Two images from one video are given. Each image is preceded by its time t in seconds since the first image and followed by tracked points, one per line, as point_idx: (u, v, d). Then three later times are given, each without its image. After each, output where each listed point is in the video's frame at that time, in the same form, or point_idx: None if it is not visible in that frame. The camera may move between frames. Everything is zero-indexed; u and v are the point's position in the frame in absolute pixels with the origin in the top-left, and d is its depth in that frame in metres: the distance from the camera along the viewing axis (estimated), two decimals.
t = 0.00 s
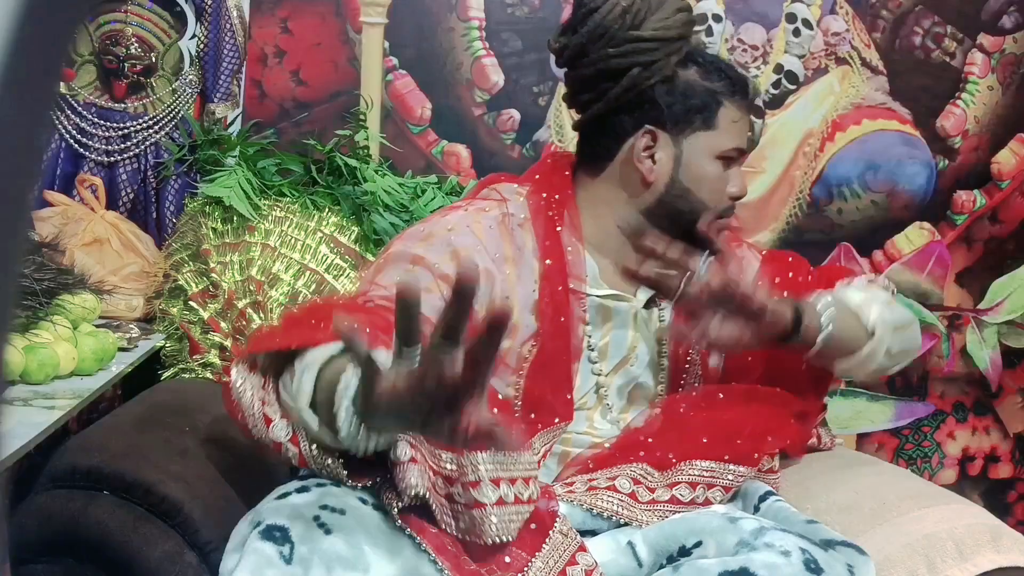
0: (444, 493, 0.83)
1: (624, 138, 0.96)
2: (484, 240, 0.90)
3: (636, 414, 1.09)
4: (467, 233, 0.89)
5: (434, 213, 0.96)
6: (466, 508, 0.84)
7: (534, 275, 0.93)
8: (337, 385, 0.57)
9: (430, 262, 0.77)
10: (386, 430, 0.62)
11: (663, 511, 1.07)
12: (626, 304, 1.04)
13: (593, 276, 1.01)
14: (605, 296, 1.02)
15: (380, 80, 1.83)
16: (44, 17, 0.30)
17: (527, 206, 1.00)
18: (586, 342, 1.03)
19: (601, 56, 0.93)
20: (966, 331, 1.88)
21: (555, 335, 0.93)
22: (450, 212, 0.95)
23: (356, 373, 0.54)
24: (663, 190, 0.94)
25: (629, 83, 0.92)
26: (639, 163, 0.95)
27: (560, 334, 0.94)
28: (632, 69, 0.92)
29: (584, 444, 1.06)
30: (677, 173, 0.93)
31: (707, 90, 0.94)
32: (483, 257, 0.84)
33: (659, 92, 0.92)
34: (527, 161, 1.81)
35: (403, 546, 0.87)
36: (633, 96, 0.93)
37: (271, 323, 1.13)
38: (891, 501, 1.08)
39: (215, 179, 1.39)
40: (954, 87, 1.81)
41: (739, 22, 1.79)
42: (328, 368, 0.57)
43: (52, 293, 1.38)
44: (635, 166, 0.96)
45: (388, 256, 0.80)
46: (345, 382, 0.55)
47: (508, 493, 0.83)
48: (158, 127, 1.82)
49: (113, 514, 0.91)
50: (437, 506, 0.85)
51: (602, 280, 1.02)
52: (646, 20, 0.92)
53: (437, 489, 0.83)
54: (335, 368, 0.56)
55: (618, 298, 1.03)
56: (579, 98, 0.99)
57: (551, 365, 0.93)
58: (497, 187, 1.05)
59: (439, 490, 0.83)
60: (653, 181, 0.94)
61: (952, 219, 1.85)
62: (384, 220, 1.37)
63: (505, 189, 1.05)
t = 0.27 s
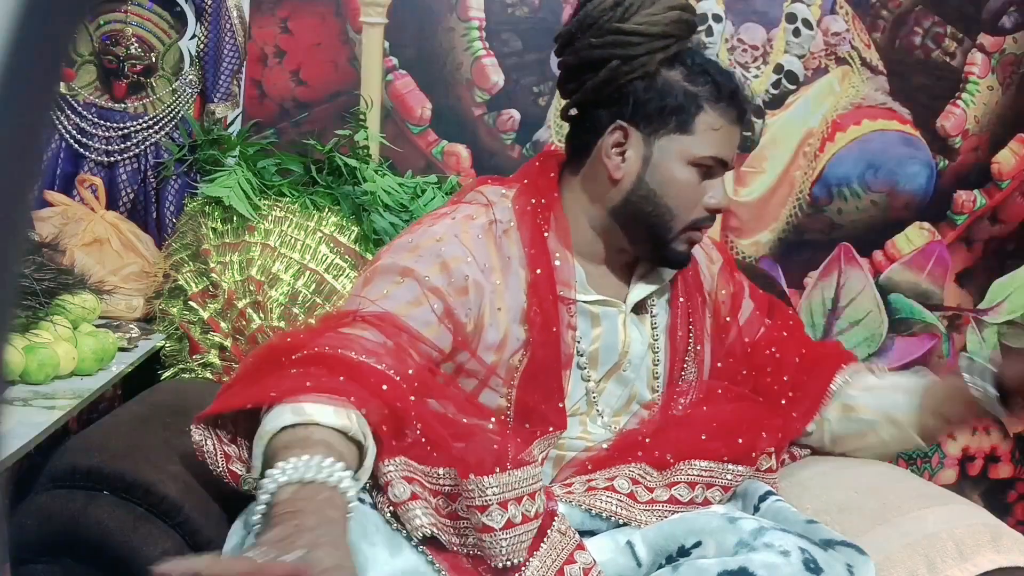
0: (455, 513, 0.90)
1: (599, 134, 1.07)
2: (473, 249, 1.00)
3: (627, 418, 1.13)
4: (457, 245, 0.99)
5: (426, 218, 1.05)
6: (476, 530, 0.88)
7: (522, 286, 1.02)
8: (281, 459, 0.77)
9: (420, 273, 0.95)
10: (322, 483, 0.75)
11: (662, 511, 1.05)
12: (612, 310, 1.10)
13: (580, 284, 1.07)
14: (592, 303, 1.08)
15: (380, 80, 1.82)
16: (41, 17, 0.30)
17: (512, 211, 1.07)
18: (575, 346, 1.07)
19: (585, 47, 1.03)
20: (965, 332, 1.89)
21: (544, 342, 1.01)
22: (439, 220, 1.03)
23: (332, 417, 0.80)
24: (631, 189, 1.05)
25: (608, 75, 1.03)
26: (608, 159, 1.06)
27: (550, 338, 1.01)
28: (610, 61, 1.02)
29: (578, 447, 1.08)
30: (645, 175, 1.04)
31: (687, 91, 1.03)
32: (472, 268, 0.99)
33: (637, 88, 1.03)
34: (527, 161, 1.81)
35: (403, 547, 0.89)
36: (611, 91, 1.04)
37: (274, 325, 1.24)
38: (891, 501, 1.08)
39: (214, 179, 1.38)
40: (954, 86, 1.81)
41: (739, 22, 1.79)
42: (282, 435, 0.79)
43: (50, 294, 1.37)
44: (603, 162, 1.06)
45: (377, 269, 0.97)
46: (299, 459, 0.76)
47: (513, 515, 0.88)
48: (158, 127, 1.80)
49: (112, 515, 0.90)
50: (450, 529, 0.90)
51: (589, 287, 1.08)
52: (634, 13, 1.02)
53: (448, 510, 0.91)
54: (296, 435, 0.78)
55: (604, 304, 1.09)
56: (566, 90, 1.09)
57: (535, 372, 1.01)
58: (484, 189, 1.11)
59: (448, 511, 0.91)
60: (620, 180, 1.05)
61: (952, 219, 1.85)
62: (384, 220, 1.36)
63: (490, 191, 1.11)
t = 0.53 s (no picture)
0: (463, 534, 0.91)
1: (604, 137, 1.07)
2: (479, 250, 1.00)
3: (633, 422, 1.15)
4: (464, 245, 0.99)
5: (432, 217, 1.05)
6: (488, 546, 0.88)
7: (526, 291, 1.02)
8: (263, 489, 0.75)
9: (426, 274, 0.95)
10: (291, 524, 0.73)
11: (663, 512, 1.06)
12: (620, 315, 1.10)
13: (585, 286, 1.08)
14: (598, 307, 1.08)
15: (379, 80, 1.82)
16: (42, 17, 0.30)
17: (519, 213, 1.07)
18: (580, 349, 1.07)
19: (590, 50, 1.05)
20: (965, 332, 1.89)
21: (546, 348, 1.01)
22: (446, 220, 1.03)
23: (324, 444, 0.77)
24: (635, 193, 1.05)
25: (612, 77, 1.03)
26: (612, 162, 1.06)
27: (552, 343, 1.01)
28: (615, 63, 1.03)
29: (581, 449, 1.10)
30: (648, 179, 1.04)
31: (693, 95, 1.02)
32: (478, 270, 0.99)
33: (639, 92, 1.03)
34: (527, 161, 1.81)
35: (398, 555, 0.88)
36: (616, 93, 1.04)
37: (275, 324, 1.25)
38: (891, 502, 1.07)
39: (214, 179, 1.38)
40: (954, 87, 1.81)
41: (739, 22, 1.79)
42: (269, 460, 0.77)
43: (49, 294, 1.37)
44: (607, 166, 1.06)
45: (385, 268, 0.96)
46: (274, 496, 0.74)
47: (525, 527, 0.88)
48: (158, 127, 1.80)
49: (112, 515, 0.90)
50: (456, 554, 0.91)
51: (595, 291, 1.09)
52: (641, 16, 1.03)
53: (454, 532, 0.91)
54: (283, 462, 0.76)
55: (611, 309, 1.09)
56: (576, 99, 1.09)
57: (537, 378, 1.02)
58: (492, 188, 1.12)
59: (455, 535, 0.91)
60: (624, 183, 1.06)
61: (952, 219, 1.85)
62: (384, 220, 1.36)
63: (498, 191, 1.11)
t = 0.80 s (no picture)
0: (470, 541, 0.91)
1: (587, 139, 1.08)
2: (487, 245, 1.01)
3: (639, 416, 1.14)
4: (472, 240, 0.99)
5: (437, 212, 1.04)
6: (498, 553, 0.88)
7: (533, 286, 1.02)
8: (279, 494, 0.75)
9: (436, 269, 0.95)
10: (299, 536, 0.73)
11: (663, 512, 1.06)
12: (625, 308, 1.09)
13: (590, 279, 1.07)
14: (603, 299, 1.07)
15: (379, 79, 1.82)
16: (41, 18, 0.30)
17: (524, 209, 1.07)
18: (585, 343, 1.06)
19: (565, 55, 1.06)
20: (965, 332, 1.89)
21: (553, 342, 1.01)
22: (453, 215, 1.03)
23: (343, 453, 0.77)
24: (623, 188, 1.06)
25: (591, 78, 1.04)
26: (596, 161, 1.07)
27: (559, 336, 1.02)
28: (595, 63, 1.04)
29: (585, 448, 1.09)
30: (634, 173, 1.05)
31: (668, 86, 1.03)
32: (488, 264, 0.99)
33: (618, 90, 1.04)
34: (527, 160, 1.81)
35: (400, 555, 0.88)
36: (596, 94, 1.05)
37: (274, 324, 1.24)
38: (891, 502, 1.08)
39: (214, 179, 1.38)
40: (954, 86, 1.81)
41: (739, 22, 1.79)
42: (287, 462, 0.77)
43: (49, 294, 1.37)
44: (592, 167, 1.08)
45: (395, 264, 0.96)
46: (287, 505, 0.74)
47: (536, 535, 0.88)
48: (158, 127, 1.80)
49: (112, 515, 0.90)
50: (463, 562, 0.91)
51: (600, 284, 1.09)
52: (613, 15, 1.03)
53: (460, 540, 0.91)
54: (302, 468, 0.76)
55: (615, 302, 1.08)
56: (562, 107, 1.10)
57: (546, 372, 1.01)
58: (497, 185, 1.12)
59: (461, 544, 0.91)
60: (610, 180, 1.06)
61: (952, 219, 1.85)
62: (384, 220, 1.36)
63: (500, 186, 1.12)
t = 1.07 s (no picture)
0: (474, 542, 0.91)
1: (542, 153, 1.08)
2: (476, 243, 1.02)
3: (629, 411, 1.13)
4: (460, 238, 1.01)
5: (427, 213, 1.06)
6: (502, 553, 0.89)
7: (515, 277, 1.04)
8: (304, 483, 0.75)
9: (430, 266, 0.96)
10: (323, 525, 0.74)
11: (663, 512, 1.06)
12: (610, 302, 1.09)
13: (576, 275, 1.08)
14: (588, 293, 1.08)
15: (379, 79, 1.82)
16: (41, 18, 0.30)
17: (508, 208, 1.08)
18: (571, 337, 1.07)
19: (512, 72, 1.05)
20: (965, 332, 1.89)
21: (540, 334, 1.02)
22: (441, 215, 1.04)
23: (366, 448, 0.78)
24: (580, 196, 1.05)
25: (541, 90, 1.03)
26: (553, 173, 1.07)
27: (545, 328, 1.02)
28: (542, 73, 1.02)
29: (578, 442, 1.08)
30: (586, 180, 1.04)
31: (599, 90, 1.00)
32: (477, 261, 1.00)
33: (565, 100, 1.02)
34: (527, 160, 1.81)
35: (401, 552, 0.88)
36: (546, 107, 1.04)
37: (274, 324, 1.24)
38: (891, 501, 1.08)
39: (214, 179, 1.38)
40: (954, 87, 1.81)
41: (739, 22, 1.79)
42: (310, 454, 0.77)
43: (49, 294, 1.37)
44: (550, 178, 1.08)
45: (392, 260, 0.97)
46: (312, 494, 0.74)
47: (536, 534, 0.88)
48: (158, 127, 1.79)
49: (112, 515, 0.90)
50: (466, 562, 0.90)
51: (586, 278, 1.09)
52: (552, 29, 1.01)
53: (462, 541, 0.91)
54: (327, 459, 0.77)
55: (600, 296, 1.08)
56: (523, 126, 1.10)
57: (538, 364, 1.02)
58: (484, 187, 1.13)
59: (464, 544, 0.91)
60: (569, 190, 1.07)
61: (952, 219, 1.85)
62: (384, 220, 1.36)
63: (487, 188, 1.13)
